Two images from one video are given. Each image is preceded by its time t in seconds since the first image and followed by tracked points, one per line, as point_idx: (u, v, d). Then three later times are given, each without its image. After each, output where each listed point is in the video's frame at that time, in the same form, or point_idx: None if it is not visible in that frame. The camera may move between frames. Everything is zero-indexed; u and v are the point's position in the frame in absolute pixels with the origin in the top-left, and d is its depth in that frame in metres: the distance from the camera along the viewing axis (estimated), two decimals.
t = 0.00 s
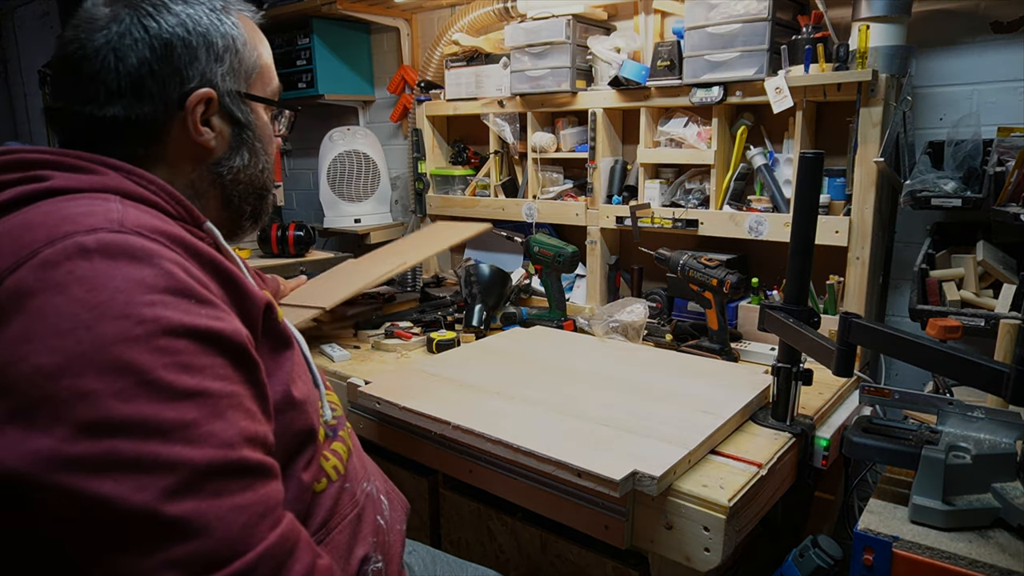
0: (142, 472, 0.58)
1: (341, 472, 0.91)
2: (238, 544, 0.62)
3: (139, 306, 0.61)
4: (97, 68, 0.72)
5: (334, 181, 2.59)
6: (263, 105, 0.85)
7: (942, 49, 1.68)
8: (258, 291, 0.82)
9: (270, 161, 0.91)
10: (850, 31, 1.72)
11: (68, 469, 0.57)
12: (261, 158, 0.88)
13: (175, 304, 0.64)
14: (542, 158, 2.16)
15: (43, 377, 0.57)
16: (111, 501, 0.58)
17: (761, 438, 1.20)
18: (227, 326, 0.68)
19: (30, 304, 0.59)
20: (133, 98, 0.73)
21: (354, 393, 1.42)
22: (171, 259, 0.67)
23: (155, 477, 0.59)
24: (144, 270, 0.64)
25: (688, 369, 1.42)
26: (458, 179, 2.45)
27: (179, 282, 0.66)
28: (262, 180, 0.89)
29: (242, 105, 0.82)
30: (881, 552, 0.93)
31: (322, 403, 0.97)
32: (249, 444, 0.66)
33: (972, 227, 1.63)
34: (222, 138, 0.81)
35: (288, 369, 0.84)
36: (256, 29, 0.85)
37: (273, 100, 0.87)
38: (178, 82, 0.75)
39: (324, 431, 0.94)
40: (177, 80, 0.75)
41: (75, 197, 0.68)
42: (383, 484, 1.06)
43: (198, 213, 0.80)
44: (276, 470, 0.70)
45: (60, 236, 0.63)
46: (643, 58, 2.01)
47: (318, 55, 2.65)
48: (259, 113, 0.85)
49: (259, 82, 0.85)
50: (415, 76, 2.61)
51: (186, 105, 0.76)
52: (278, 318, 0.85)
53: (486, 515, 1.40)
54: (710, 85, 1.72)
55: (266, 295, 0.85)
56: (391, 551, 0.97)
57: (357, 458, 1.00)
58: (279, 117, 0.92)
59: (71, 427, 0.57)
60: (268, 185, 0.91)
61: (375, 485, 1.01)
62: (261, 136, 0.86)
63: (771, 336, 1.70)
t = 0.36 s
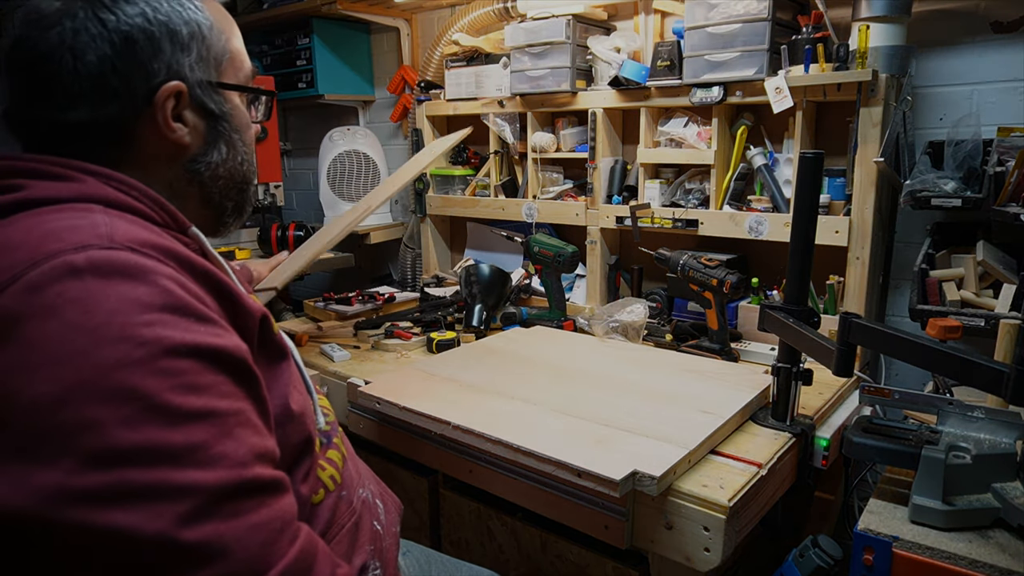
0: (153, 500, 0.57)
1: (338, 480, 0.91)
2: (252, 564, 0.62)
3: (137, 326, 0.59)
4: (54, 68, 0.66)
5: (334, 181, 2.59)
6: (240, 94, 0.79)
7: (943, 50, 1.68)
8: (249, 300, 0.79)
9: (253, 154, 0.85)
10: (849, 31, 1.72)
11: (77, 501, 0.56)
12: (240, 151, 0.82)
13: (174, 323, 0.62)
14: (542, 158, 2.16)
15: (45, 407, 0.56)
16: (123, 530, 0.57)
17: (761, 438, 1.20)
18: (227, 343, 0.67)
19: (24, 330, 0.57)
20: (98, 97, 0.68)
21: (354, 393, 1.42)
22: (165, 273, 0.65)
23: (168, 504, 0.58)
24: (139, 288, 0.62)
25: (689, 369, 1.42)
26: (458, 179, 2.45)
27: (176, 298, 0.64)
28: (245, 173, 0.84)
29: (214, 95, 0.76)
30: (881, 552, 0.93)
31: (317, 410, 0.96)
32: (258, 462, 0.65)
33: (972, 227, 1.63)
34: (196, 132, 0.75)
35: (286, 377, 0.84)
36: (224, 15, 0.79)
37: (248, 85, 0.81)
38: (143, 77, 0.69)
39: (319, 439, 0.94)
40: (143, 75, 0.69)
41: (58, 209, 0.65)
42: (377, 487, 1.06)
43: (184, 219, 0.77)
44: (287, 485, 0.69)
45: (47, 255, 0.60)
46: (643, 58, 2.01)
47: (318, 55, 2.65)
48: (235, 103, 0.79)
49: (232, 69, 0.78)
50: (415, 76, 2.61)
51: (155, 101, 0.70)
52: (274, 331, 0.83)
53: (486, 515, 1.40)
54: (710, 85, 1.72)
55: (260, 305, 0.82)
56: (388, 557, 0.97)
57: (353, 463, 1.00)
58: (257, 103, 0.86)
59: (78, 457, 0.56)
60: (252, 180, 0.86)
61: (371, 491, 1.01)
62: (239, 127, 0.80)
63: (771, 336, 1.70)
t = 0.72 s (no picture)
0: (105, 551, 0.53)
1: (323, 501, 0.87)
2: None
3: (80, 361, 0.54)
4: None
5: (334, 181, 2.60)
6: (195, 84, 0.71)
7: (942, 50, 1.68)
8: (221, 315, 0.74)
9: (225, 144, 0.78)
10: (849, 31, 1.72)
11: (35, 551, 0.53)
12: (205, 146, 0.75)
13: (123, 356, 0.57)
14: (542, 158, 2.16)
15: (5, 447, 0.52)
16: None
17: (761, 438, 1.20)
18: (184, 372, 0.61)
19: None
20: (25, 105, 0.63)
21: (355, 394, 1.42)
22: (114, 302, 0.59)
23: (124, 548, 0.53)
24: (84, 319, 0.56)
25: (689, 369, 1.42)
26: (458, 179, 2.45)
27: (126, 327, 0.58)
28: (213, 167, 0.76)
29: (158, 90, 0.68)
30: (881, 552, 0.94)
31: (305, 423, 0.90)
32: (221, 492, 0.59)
33: (972, 226, 1.64)
34: (138, 131, 0.69)
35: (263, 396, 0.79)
36: None
37: (205, 71, 0.72)
38: (66, 81, 0.63)
39: (306, 454, 0.88)
40: (63, 78, 0.63)
41: (16, 227, 0.62)
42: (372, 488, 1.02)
43: (158, 228, 0.73)
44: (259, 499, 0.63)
45: None
46: (643, 58, 2.02)
47: (318, 55, 2.65)
48: (189, 93, 0.71)
49: (182, 53, 0.69)
50: (415, 76, 2.61)
51: (84, 107, 0.64)
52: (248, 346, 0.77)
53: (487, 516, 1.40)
54: (710, 85, 1.72)
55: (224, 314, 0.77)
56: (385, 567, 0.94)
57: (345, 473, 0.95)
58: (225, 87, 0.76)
59: (34, 500, 0.52)
60: (226, 172, 0.79)
61: (364, 501, 0.96)
62: (195, 118, 0.72)
63: (771, 336, 1.70)
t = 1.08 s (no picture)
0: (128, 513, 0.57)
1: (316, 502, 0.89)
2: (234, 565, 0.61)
3: (69, 348, 0.57)
4: None
5: (333, 180, 2.60)
6: (161, 97, 0.66)
7: (942, 50, 1.68)
8: (197, 313, 0.73)
9: (202, 164, 0.72)
10: (850, 31, 1.72)
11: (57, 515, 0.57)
12: (171, 164, 0.70)
13: (113, 336, 0.60)
14: (542, 158, 2.16)
15: (21, 425, 0.56)
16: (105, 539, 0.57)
17: (761, 438, 1.20)
18: (170, 351, 0.64)
19: None
20: None
21: (355, 394, 1.42)
22: (90, 290, 0.61)
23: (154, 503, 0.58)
24: (73, 306, 0.59)
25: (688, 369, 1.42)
26: (458, 179, 2.45)
27: (113, 312, 0.61)
28: (179, 188, 0.71)
29: (111, 100, 0.64)
30: (881, 552, 0.94)
31: (302, 437, 0.89)
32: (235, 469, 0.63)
33: (972, 226, 1.64)
34: (93, 141, 0.66)
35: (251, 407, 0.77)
36: None
37: (171, 86, 0.67)
38: (19, 78, 0.62)
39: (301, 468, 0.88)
40: (17, 74, 0.62)
41: None
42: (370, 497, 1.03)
43: (135, 233, 0.71)
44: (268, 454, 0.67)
45: None
46: (643, 58, 2.01)
47: (318, 55, 2.65)
48: (152, 107, 0.66)
49: (149, 62, 0.65)
50: (415, 76, 2.61)
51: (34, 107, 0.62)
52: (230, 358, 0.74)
53: (486, 515, 1.40)
54: (709, 85, 1.72)
55: (206, 317, 0.75)
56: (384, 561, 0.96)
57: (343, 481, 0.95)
58: (203, 105, 0.70)
59: (56, 469, 0.56)
60: (199, 196, 0.73)
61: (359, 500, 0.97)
62: (154, 135, 0.67)
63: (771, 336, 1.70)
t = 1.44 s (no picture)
0: (170, 510, 0.57)
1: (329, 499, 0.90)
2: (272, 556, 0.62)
3: (126, 345, 0.57)
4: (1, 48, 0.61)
5: (334, 180, 2.60)
6: (209, 106, 0.67)
7: (942, 50, 1.68)
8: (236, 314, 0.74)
9: (241, 173, 0.73)
10: (849, 31, 1.72)
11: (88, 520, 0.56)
12: (214, 171, 0.71)
13: (165, 334, 0.60)
14: (542, 158, 2.16)
15: (35, 426, 0.55)
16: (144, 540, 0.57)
17: (761, 438, 1.19)
18: (218, 348, 0.65)
19: None
20: (35, 91, 0.62)
21: (355, 394, 1.42)
22: (144, 289, 0.62)
23: (200, 498, 0.58)
24: (133, 303, 0.60)
25: (687, 368, 1.43)
26: (458, 179, 2.45)
27: (166, 310, 0.62)
28: (216, 196, 0.72)
29: (163, 106, 0.65)
30: (881, 552, 0.94)
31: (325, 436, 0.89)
32: (276, 464, 0.64)
33: (972, 226, 1.64)
34: (139, 143, 0.66)
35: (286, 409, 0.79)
36: (216, 4, 0.66)
37: (224, 100, 0.68)
38: (74, 75, 0.61)
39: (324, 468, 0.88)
40: (72, 70, 0.61)
41: (30, 223, 0.60)
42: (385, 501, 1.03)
43: (172, 235, 0.72)
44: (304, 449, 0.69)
45: (13, 278, 0.56)
46: (643, 58, 2.01)
47: (318, 55, 2.65)
48: (199, 116, 0.67)
49: (201, 71, 0.66)
50: (415, 76, 2.61)
51: (82, 103, 0.62)
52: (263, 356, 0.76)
53: (486, 515, 1.40)
54: (709, 85, 1.72)
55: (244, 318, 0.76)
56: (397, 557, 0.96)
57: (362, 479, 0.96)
58: (247, 117, 0.71)
59: (97, 471, 0.55)
60: (232, 203, 0.74)
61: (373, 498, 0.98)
62: (199, 144, 0.68)
63: (771, 336, 1.70)
